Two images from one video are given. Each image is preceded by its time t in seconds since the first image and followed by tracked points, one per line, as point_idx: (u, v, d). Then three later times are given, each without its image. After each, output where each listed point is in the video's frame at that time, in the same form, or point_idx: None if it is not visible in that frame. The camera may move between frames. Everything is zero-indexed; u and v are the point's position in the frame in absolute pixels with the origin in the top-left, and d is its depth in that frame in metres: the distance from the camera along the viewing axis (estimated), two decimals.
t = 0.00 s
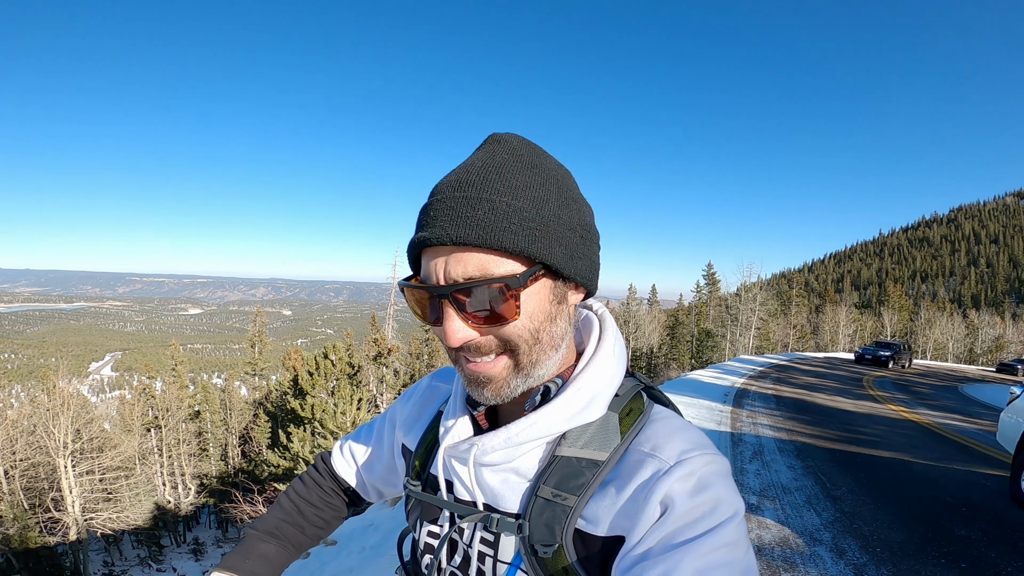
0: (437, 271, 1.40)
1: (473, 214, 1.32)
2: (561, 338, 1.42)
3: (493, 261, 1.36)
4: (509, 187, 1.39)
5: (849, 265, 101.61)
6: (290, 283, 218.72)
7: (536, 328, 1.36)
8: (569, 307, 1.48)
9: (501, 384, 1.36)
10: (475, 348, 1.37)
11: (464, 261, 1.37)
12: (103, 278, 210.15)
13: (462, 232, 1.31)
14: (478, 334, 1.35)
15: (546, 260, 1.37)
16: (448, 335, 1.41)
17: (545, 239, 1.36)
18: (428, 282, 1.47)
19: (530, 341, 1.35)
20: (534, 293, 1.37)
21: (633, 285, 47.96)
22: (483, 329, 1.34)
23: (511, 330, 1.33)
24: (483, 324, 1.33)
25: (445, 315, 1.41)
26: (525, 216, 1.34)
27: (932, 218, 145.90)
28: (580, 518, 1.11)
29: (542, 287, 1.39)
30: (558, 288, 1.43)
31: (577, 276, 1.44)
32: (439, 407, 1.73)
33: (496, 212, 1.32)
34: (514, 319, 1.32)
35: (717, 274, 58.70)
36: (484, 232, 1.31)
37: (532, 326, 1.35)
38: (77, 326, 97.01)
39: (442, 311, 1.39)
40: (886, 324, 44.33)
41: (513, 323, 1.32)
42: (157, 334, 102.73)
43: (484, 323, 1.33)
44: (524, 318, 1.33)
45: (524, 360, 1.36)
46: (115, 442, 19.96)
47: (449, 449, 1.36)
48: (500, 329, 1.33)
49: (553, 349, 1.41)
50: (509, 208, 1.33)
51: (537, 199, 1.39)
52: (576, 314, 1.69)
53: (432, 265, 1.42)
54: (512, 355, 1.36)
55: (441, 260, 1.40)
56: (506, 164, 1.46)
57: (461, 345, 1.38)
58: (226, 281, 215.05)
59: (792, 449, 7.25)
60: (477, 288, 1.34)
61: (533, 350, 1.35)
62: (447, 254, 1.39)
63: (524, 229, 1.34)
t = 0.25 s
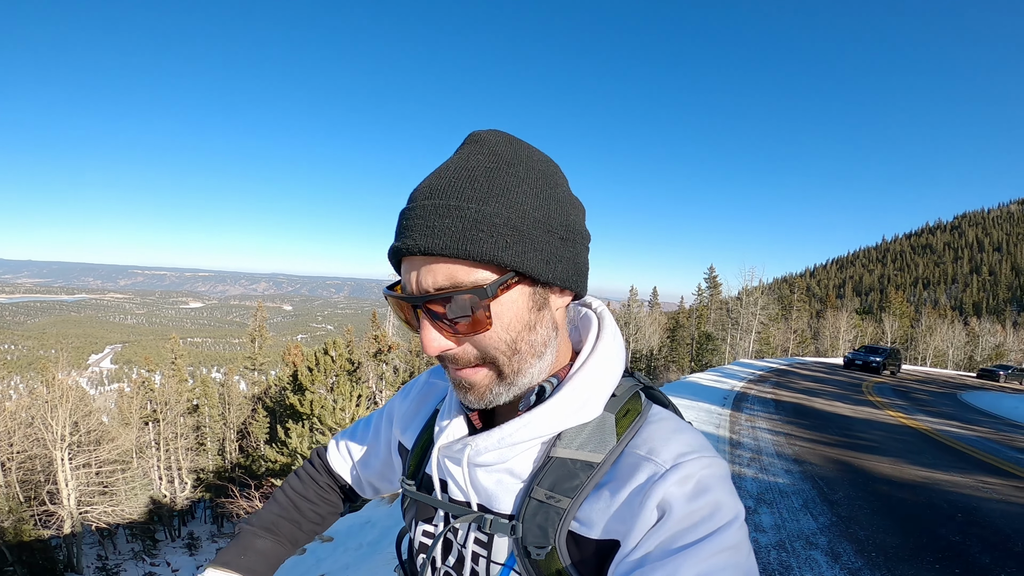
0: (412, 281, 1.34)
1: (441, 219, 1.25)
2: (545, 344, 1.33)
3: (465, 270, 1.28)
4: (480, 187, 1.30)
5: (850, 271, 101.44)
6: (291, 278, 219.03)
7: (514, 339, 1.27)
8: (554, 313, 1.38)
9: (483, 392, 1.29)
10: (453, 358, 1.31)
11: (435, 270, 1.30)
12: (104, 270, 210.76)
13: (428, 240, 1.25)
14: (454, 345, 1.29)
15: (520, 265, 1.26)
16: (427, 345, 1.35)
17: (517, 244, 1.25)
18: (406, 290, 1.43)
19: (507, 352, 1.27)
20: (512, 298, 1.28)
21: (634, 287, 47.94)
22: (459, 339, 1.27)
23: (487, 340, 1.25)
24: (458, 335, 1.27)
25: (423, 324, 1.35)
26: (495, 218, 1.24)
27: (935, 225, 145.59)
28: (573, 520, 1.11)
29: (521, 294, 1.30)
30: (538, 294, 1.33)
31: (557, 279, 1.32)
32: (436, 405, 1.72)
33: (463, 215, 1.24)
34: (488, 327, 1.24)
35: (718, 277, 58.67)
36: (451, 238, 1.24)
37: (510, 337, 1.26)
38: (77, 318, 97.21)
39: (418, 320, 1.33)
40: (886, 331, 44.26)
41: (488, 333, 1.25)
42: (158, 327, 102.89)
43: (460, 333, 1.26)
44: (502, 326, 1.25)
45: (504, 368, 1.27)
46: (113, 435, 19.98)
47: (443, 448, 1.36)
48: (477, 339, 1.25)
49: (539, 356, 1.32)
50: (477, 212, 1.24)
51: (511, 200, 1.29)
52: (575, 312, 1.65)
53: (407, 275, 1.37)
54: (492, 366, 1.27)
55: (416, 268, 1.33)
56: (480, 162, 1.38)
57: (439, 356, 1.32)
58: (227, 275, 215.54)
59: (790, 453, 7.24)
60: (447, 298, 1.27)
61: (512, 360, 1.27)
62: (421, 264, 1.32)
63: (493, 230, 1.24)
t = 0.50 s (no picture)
0: (386, 296, 1.32)
1: (404, 236, 1.22)
2: (524, 349, 1.30)
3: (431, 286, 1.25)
4: (445, 196, 1.25)
5: (859, 285, 100.51)
6: (298, 279, 220.36)
7: (488, 346, 1.24)
8: (531, 318, 1.33)
9: (463, 399, 1.28)
10: (432, 367, 1.29)
11: (406, 285, 1.28)
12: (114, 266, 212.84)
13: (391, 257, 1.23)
14: (432, 355, 1.28)
15: (486, 279, 1.22)
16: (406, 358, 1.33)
17: (485, 253, 1.21)
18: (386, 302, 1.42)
19: (483, 360, 1.24)
20: (482, 308, 1.25)
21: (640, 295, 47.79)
22: (434, 349, 1.26)
23: (463, 349, 1.23)
24: (433, 345, 1.26)
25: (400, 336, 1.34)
26: (458, 231, 1.20)
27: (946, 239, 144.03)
28: (559, 515, 1.11)
29: (495, 300, 1.26)
30: (513, 300, 1.29)
31: (529, 285, 1.26)
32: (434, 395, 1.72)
33: (426, 231, 1.21)
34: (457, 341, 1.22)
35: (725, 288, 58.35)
36: (414, 256, 1.21)
37: (483, 345, 1.24)
38: (86, 313, 98.29)
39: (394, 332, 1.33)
40: (895, 345, 43.75)
41: (462, 342, 1.23)
42: (165, 324, 103.79)
43: (434, 342, 1.25)
44: (475, 336, 1.23)
45: (480, 374, 1.25)
46: (116, 430, 20.13)
47: (436, 441, 1.36)
48: (452, 349, 1.24)
49: (516, 361, 1.29)
50: (442, 223, 1.20)
51: (476, 208, 1.24)
52: (574, 304, 1.61)
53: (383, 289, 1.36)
54: (468, 374, 1.25)
55: (388, 286, 1.31)
56: (448, 172, 1.32)
57: (418, 367, 1.30)
58: (235, 274, 217.16)
59: (792, 463, 7.16)
60: (416, 312, 1.25)
61: (488, 366, 1.25)
62: (394, 281, 1.28)
63: (457, 245, 1.20)
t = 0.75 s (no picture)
0: (360, 314, 1.33)
1: (360, 251, 1.20)
2: (508, 349, 1.29)
3: (396, 300, 1.23)
4: (398, 208, 1.21)
5: (876, 295, 98.54)
6: (311, 279, 223.12)
7: (466, 355, 1.24)
8: (508, 320, 1.31)
9: (450, 407, 1.28)
10: (414, 380, 1.30)
11: (375, 300, 1.27)
12: (135, 264, 218.15)
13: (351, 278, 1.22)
14: (413, 366, 1.28)
15: (444, 288, 1.19)
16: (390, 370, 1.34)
17: (449, 262, 1.18)
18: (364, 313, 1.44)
19: (462, 369, 1.24)
20: (455, 315, 1.23)
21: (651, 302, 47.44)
22: (413, 361, 1.26)
23: (440, 360, 1.24)
24: (412, 357, 1.26)
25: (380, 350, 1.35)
26: (414, 243, 1.17)
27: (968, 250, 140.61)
28: (560, 509, 1.11)
29: (468, 306, 1.24)
30: (486, 305, 1.27)
31: (498, 287, 1.22)
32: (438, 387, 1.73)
33: (383, 244, 1.18)
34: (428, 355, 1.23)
35: (738, 296, 57.65)
36: (373, 273, 1.19)
37: (462, 350, 1.23)
38: (107, 310, 100.63)
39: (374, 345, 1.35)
40: (913, 356, 42.78)
41: (437, 354, 1.23)
42: (182, 322, 105.79)
43: (412, 354, 1.25)
44: (451, 346, 1.22)
45: (463, 382, 1.25)
46: (130, 426, 20.55)
47: (439, 434, 1.38)
48: (430, 359, 1.24)
49: (500, 364, 1.28)
50: (397, 237, 1.17)
51: (431, 217, 1.19)
52: (578, 287, 1.59)
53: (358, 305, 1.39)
54: (451, 383, 1.25)
55: (360, 305, 1.31)
56: (399, 177, 1.28)
57: (401, 379, 1.31)
58: (251, 273, 220.67)
59: (804, 471, 7.03)
60: (388, 331, 1.25)
61: (468, 375, 1.24)
62: (363, 302, 1.29)
63: (411, 259, 1.18)
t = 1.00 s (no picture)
0: (365, 317, 1.35)
1: (360, 255, 1.21)
2: (520, 348, 1.30)
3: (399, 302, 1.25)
4: (401, 208, 1.22)
5: (894, 299, 96.61)
6: (324, 281, 225.55)
7: (478, 354, 1.25)
8: (519, 316, 1.32)
9: (465, 407, 1.31)
10: (425, 381, 1.33)
11: (377, 305, 1.29)
12: (153, 265, 222.60)
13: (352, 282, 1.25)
14: (423, 369, 1.30)
15: (449, 284, 1.20)
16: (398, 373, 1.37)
17: (454, 263, 1.20)
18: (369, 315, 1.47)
19: (474, 370, 1.26)
20: (463, 315, 1.25)
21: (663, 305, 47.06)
22: (422, 363, 1.29)
23: (450, 362, 1.25)
24: (421, 360, 1.28)
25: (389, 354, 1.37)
26: (415, 243, 1.18)
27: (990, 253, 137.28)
28: (582, 506, 1.13)
29: (477, 306, 1.26)
30: (495, 302, 1.28)
31: (504, 285, 1.24)
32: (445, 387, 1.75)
33: (383, 248, 1.20)
34: (437, 357, 1.25)
35: (752, 299, 56.95)
36: (375, 275, 1.21)
37: (472, 351, 1.25)
38: (125, 310, 102.72)
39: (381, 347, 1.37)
40: (931, 361, 41.85)
41: (445, 358, 1.25)
42: (198, 323, 107.64)
43: (420, 359, 1.27)
44: (461, 348, 1.24)
45: (475, 385, 1.27)
46: (146, 425, 20.96)
47: (452, 432, 1.40)
48: (439, 363, 1.26)
49: (514, 362, 1.30)
50: (402, 239, 1.19)
51: (434, 218, 1.21)
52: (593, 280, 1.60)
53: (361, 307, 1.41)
54: (462, 386, 1.28)
55: (365, 310, 1.33)
56: (391, 175, 1.28)
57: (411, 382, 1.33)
58: (265, 275, 223.82)
59: (820, 475, 6.92)
60: (394, 334, 1.27)
61: (481, 376, 1.26)
62: (368, 306, 1.30)
63: (410, 257, 1.19)
